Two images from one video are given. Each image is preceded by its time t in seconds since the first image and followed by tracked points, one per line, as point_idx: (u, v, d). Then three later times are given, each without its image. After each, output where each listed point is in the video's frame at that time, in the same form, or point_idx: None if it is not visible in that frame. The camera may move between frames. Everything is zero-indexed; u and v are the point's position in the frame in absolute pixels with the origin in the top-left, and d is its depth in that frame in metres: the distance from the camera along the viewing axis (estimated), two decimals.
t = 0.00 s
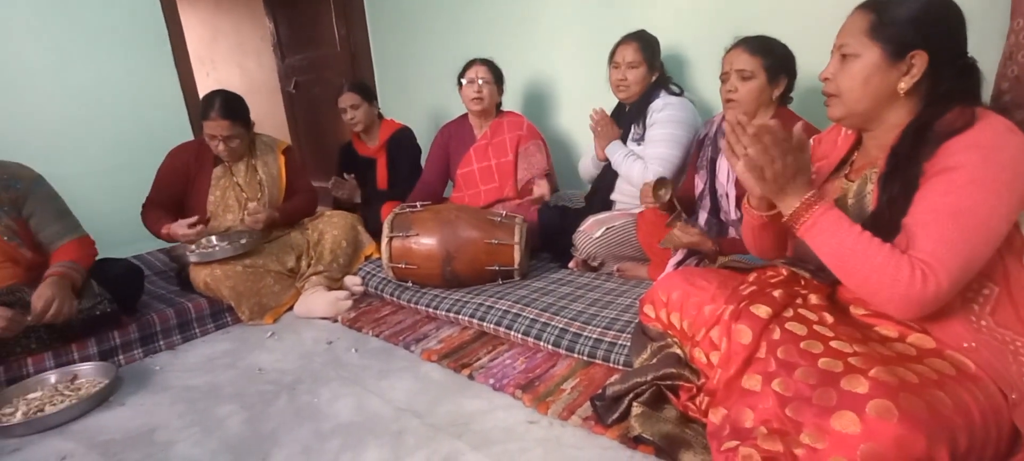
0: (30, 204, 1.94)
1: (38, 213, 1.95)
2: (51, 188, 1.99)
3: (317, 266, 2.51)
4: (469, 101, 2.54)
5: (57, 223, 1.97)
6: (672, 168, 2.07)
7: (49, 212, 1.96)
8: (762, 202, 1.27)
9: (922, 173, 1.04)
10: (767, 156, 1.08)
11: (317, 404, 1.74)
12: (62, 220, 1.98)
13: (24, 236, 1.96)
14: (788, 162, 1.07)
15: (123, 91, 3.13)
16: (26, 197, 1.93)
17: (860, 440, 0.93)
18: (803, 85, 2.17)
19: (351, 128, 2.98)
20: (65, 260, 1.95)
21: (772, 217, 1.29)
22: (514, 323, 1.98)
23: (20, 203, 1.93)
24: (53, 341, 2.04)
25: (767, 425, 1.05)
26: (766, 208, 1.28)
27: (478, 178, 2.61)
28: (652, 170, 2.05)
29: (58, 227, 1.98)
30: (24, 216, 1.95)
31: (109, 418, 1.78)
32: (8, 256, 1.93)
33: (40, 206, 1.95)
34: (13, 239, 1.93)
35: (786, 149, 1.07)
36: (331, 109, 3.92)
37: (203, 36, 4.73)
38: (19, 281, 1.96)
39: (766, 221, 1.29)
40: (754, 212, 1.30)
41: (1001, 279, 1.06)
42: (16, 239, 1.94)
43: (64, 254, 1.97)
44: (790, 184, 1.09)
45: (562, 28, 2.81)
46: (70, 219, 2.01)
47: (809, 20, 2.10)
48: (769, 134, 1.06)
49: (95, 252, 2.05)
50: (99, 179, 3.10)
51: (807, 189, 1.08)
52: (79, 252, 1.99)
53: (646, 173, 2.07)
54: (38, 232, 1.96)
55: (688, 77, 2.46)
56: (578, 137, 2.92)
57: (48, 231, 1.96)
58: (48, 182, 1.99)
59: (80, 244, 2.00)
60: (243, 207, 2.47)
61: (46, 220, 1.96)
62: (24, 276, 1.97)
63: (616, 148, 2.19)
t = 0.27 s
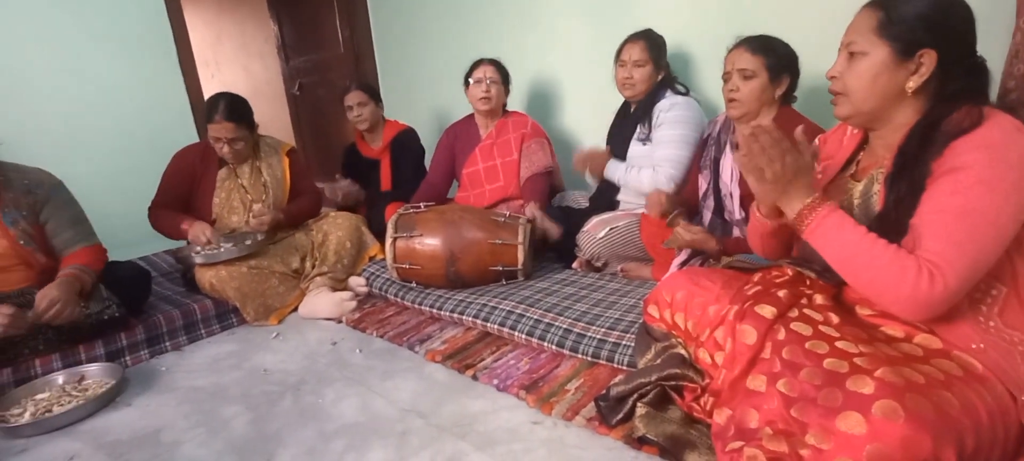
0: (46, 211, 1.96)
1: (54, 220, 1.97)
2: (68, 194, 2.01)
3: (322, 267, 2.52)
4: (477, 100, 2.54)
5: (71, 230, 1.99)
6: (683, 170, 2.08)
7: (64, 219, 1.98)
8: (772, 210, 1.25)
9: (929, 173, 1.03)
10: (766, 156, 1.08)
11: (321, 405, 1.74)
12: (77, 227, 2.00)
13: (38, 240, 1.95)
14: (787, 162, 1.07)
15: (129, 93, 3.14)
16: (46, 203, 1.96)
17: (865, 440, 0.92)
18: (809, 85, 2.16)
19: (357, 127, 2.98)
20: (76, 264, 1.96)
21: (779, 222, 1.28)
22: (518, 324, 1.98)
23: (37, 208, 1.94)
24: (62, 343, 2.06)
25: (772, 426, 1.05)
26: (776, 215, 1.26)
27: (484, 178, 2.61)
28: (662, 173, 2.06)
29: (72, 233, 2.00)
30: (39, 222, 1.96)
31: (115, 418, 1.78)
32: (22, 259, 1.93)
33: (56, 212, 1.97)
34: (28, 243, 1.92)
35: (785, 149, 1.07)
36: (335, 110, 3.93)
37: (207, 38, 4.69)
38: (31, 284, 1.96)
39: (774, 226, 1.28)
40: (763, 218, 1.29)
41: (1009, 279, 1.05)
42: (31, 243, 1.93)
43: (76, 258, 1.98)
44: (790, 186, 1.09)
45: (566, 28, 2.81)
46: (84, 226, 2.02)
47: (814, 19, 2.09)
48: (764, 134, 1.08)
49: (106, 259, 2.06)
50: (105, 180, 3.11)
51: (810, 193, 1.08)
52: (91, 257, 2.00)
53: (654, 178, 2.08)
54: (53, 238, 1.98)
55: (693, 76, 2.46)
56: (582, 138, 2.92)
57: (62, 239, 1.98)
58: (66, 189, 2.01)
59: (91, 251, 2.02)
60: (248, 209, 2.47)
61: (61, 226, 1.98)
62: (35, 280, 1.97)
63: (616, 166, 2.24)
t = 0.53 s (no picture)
0: (61, 213, 1.96)
1: (68, 221, 1.97)
2: (83, 196, 2.01)
3: (329, 268, 2.53)
4: (486, 101, 2.54)
5: (84, 233, 1.99)
6: (689, 173, 2.06)
7: (78, 220, 1.99)
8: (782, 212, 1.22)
9: (939, 173, 1.03)
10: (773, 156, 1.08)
11: (330, 406, 1.75)
12: (91, 229, 2.01)
13: (54, 242, 1.98)
14: (791, 162, 1.07)
15: (139, 96, 3.16)
16: (60, 204, 1.96)
17: (875, 442, 0.92)
18: (817, 85, 2.15)
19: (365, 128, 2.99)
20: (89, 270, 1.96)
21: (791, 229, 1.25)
22: (525, 325, 1.98)
23: (53, 208, 1.95)
24: (72, 343, 2.06)
25: (781, 427, 1.04)
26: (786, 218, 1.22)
27: (491, 178, 2.61)
28: (667, 175, 2.05)
29: (84, 234, 2.00)
30: (54, 223, 1.97)
31: (126, 418, 1.79)
32: (38, 260, 1.96)
33: (71, 213, 1.98)
34: (44, 245, 1.95)
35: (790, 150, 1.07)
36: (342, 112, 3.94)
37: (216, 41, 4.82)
38: (46, 285, 2.00)
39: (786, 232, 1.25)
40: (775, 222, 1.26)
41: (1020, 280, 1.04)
42: (46, 245, 1.95)
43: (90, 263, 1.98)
44: (795, 186, 1.09)
45: (572, 29, 2.81)
46: (97, 230, 2.03)
47: (821, 19, 2.08)
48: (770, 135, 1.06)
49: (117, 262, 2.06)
50: (115, 183, 3.13)
51: (814, 192, 1.08)
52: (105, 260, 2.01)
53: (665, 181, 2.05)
54: (67, 239, 1.98)
55: (699, 77, 2.45)
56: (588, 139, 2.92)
57: (75, 240, 1.98)
58: (81, 191, 2.01)
59: (104, 254, 2.02)
60: (257, 211, 2.48)
61: (74, 228, 1.98)
62: (50, 281, 2.00)
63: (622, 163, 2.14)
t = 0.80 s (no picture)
0: (61, 213, 1.90)
1: (69, 221, 1.90)
2: (87, 196, 1.95)
3: (336, 270, 2.54)
4: (492, 104, 2.55)
5: (83, 233, 1.90)
6: (692, 172, 2.07)
7: (78, 221, 1.90)
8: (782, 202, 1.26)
9: (947, 174, 1.02)
10: (790, 156, 1.05)
11: (337, 407, 1.75)
12: (94, 228, 1.92)
13: (57, 243, 1.95)
14: (811, 162, 1.05)
15: (148, 100, 3.19)
16: (61, 204, 1.90)
17: (884, 446, 0.91)
18: (823, 86, 2.14)
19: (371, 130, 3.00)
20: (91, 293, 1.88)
21: (791, 217, 1.27)
22: (531, 327, 1.98)
23: (54, 208, 1.90)
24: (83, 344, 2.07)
25: (789, 430, 1.04)
26: (787, 209, 1.27)
27: (497, 181, 2.61)
28: (671, 174, 2.05)
29: (83, 234, 1.91)
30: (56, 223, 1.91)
31: (136, 419, 1.80)
32: (41, 262, 1.96)
33: (71, 213, 1.90)
34: (47, 246, 1.93)
35: (811, 149, 1.05)
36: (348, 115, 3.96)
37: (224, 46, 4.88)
38: (53, 286, 2.01)
39: (786, 221, 1.27)
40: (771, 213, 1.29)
41: None
42: (50, 247, 1.94)
43: (88, 284, 1.88)
44: (810, 185, 1.07)
45: (578, 32, 2.81)
46: (97, 229, 1.93)
47: (827, 20, 2.08)
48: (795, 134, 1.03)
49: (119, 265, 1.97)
50: (125, 186, 3.15)
51: (828, 191, 1.07)
52: (100, 276, 1.90)
53: (665, 178, 2.05)
54: (67, 239, 1.90)
55: (705, 78, 2.45)
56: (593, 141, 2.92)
57: (74, 240, 1.90)
58: (85, 191, 1.96)
59: (104, 256, 1.93)
60: (265, 213, 2.49)
61: (73, 228, 1.90)
62: (56, 282, 2.02)
63: (633, 155, 2.17)
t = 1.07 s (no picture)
0: (61, 212, 1.90)
1: (68, 220, 1.90)
2: (87, 194, 1.96)
3: (342, 270, 2.54)
4: (494, 104, 2.55)
5: (82, 232, 1.90)
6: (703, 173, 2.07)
7: (76, 220, 1.90)
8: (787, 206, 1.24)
9: (955, 173, 1.02)
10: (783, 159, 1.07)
11: (342, 406, 1.75)
12: (96, 229, 1.93)
13: (59, 243, 1.96)
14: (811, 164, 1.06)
15: (155, 101, 3.21)
16: (60, 204, 1.91)
17: (892, 446, 0.91)
18: (830, 86, 2.14)
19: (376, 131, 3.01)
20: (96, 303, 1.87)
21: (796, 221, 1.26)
22: (537, 326, 1.98)
23: (54, 208, 1.91)
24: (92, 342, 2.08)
25: (795, 430, 1.04)
26: (792, 212, 1.25)
27: (501, 180, 2.61)
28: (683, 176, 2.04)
29: (83, 233, 1.91)
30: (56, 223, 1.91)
31: (144, 417, 1.81)
32: (43, 262, 1.97)
33: (70, 212, 1.90)
34: (48, 246, 1.94)
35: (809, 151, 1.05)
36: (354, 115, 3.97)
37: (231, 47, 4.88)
38: (60, 286, 2.03)
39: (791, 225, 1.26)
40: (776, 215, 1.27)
41: None
42: (51, 246, 1.94)
43: (89, 293, 1.87)
44: (811, 188, 1.07)
45: (582, 32, 2.81)
46: (98, 227, 1.94)
47: (833, 19, 2.07)
48: (786, 137, 1.06)
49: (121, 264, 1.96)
50: (133, 186, 3.17)
51: (831, 193, 1.07)
52: (99, 282, 1.88)
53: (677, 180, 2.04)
54: (67, 239, 1.91)
55: (711, 78, 2.44)
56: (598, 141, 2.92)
57: (74, 240, 1.90)
58: (84, 189, 1.97)
59: (104, 255, 1.92)
60: (273, 214, 2.50)
61: (73, 228, 1.90)
62: (63, 282, 2.03)
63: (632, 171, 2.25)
